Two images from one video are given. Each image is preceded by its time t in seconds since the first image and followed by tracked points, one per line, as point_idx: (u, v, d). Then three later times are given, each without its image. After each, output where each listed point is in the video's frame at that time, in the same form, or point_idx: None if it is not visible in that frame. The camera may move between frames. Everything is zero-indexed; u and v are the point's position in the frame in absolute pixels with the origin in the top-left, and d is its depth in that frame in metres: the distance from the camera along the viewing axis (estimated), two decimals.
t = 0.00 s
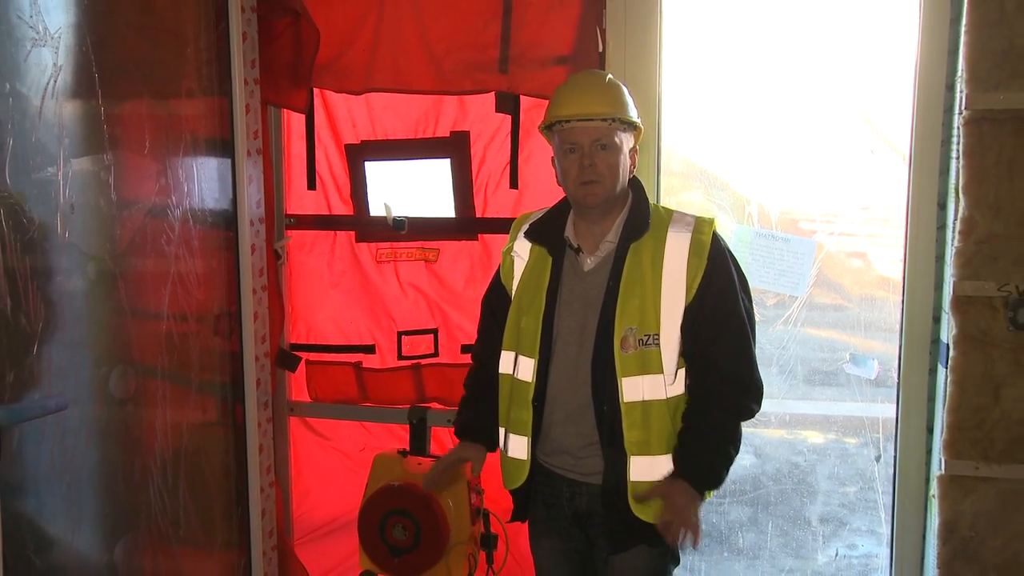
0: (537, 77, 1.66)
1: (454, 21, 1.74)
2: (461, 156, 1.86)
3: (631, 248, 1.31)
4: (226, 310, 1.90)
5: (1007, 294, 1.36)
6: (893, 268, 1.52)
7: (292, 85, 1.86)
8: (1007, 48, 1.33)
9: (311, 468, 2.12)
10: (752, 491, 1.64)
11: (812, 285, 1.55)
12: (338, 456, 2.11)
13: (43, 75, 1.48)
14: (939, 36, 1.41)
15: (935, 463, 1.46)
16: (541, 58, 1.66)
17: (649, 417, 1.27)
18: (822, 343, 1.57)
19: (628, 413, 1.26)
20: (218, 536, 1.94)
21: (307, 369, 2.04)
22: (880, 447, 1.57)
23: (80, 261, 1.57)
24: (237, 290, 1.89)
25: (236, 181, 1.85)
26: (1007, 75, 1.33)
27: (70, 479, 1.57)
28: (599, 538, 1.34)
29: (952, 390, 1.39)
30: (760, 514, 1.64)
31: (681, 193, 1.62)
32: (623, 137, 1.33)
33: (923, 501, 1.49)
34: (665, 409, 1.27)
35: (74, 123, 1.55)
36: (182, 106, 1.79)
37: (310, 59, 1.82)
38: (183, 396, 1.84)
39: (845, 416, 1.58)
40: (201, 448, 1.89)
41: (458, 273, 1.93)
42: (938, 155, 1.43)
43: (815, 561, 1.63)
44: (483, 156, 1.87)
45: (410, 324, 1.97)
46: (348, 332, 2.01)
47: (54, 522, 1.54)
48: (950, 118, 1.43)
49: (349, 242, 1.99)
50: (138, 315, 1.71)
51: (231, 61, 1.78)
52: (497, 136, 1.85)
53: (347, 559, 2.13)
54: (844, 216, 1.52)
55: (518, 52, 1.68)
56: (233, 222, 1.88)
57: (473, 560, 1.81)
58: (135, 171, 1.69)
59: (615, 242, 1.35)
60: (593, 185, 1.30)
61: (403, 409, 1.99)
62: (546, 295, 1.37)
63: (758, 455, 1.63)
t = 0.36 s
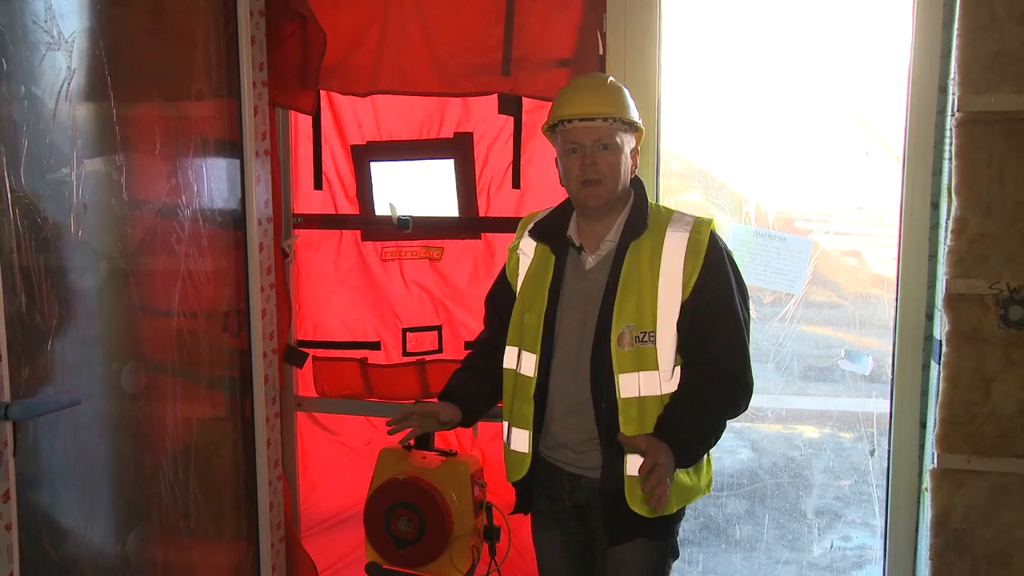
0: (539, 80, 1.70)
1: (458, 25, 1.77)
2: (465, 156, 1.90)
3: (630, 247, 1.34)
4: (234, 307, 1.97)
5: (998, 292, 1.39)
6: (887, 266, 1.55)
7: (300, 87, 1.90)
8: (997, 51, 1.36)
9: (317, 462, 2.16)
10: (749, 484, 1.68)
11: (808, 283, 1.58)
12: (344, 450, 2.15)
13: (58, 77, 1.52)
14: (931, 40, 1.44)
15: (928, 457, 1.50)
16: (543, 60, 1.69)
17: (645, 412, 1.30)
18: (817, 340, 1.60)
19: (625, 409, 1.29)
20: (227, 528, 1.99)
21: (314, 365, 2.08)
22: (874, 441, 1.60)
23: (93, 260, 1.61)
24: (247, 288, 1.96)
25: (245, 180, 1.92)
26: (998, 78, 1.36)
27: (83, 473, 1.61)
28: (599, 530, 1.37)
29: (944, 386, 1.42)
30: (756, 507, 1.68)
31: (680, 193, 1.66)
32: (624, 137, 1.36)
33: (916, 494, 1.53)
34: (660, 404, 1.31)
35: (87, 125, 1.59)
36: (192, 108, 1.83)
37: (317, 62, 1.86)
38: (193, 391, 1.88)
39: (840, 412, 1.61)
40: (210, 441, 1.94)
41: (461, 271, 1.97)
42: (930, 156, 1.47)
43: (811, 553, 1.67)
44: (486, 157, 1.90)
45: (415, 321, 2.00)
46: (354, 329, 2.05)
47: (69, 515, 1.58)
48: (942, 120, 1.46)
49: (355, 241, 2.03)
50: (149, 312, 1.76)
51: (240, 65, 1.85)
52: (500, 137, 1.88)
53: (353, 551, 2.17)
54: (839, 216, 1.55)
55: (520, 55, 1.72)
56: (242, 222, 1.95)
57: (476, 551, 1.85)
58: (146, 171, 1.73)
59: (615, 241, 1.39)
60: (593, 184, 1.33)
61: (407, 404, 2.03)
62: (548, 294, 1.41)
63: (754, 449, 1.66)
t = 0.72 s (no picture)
0: (540, 82, 1.74)
1: (461, 28, 1.81)
2: (468, 157, 1.94)
3: (628, 246, 1.37)
4: (243, 305, 2.01)
5: (989, 290, 1.42)
6: (881, 265, 1.59)
7: (307, 89, 1.94)
8: (988, 55, 1.39)
9: (324, 456, 2.21)
10: (746, 477, 1.71)
11: (803, 282, 1.62)
12: (350, 444, 2.19)
13: (72, 81, 1.56)
14: (924, 44, 1.48)
15: (920, 451, 1.53)
16: (544, 63, 1.73)
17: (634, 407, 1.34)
18: (813, 336, 1.64)
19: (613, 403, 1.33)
20: (237, 519, 2.04)
21: (320, 361, 2.12)
22: (867, 436, 1.64)
23: (106, 258, 1.66)
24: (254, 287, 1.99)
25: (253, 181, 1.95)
26: (988, 81, 1.39)
27: (97, 465, 1.65)
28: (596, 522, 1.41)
29: (936, 382, 1.46)
30: (753, 500, 1.72)
31: (678, 193, 1.69)
32: (586, 155, 1.35)
33: (909, 487, 1.56)
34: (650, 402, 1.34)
35: (100, 127, 1.63)
36: (202, 110, 1.88)
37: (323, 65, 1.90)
38: (202, 386, 1.93)
39: (835, 407, 1.64)
40: (219, 435, 1.99)
41: (465, 269, 2.01)
42: (922, 157, 1.50)
43: (806, 544, 1.71)
44: (489, 157, 1.94)
45: (419, 318, 2.05)
46: (359, 326, 2.10)
47: (83, 506, 1.63)
48: (935, 122, 1.49)
49: (361, 240, 2.08)
50: (160, 309, 1.81)
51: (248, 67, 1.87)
52: (502, 138, 1.92)
53: (359, 543, 2.22)
54: (834, 216, 1.58)
55: (523, 58, 1.75)
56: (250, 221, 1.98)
57: (479, 543, 1.90)
58: (157, 172, 1.78)
59: (615, 241, 1.42)
60: (565, 204, 1.38)
61: (412, 399, 2.07)
62: (551, 291, 1.46)
63: (751, 443, 1.70)
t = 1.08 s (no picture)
0: (543, 82, 1.77)
1: (465, 29, 1.84)
2: (472, 156, 1.96)
3: (618, 247, 1.38)
4: (249, 302, 2.04)
5: (986, 287, 1.44)
6: (879, 263, 1.61)
7: (313, 90, 1.97)
8: (984, 56, 1.41)
9: (330, 451, 2.24)
10: (746, 472, 1.74)
11: (802, 279, 1.64)
12: (355, 439, 2.22)
13: (82, 81, 1.60)
14: (921, 45, 1.50)
15: (917, 446, 1.55)
16: (547, 64, 1.76)
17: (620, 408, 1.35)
18: (812, 333, 1.66)
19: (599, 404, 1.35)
20: (244, 513, 2.07)
21: (326, 358, 2.15)
22: (866, 431, 1.66)
23: (116, 256, 1.69)
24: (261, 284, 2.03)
25: (260, 180, 1.98)
26: (984, 81, 1.41)
27: (106, 459, 1.69)
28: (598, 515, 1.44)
29: (933, 378, 1.48)
30: (753, 494, 1.74)
31: (679, 192, 1.71)
32: (576, 161, 1.39)
33: (906, 482, 1.58)
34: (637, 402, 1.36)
35: (110, 126, 1.66)
36: (209, 110, 1.91)
37: (329, 65, 1.92)
38: (210, 382, 1.96)
39: (833, 402, 1.67)
40: (227, 430, 2.02)
41: (468, 266, 2.03)
42: (920, 156, 1.52)
43: (805, 538, 1.73)
44: (493, 156, 1.97)
45: (424, 315, 2.07)
46: (364, 323, 2.12)
47: (93, 499, 1.65)
48: (932, 121, 1.51)
49: (366, 238, 2.10)
50: (169, 306, 1.84)
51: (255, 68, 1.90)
52: (505, 138, 1.95)
53: (364, 536, 2.24)
54: (832, 214, 1.61)
55: (525, 59, 1.78)
56: (257, 220, 2.01)
57: (483, 537, 1.93)
58: (165, 171, 1.81)
59: (608, 242, 1.42)
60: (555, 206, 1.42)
61: (415, 395, 2.10)
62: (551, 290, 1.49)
63: (751, 439, 1.72)
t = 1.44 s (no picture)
0: (547, 78, 1.77)
1: (469, 25, 1.83)
2: (475, 152, 1.96)
3: (624, 243, 1.38)
4: (254, 298, 2.04)
5: (990, 283, 1.44)
6: (883, 259, 1.61)
7: (316, 85, 1.97)
8: (989, 52, 1.41)
9: (334, 447, 2.24)
10: (750, 469, 1.74)
11: (806, 275, 1.64)
12: (359, 435, 2.22)
13: (86, 77, 1.60)
14: (926, 41, 1.49)
15: (921, 442, 1.55)
16: (551, 60, 1.76)
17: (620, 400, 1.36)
18: (815, 330, 1.66)
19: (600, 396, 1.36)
20: (248, 509, 2.08)
21: (330, 354, 2.15)
22: (870, 428, 1.66)
23: (120, 252, 1.69)
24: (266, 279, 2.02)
25: (264, 176, 1.98)
26: (990, 77, 1.41)
27: (111, 455, 1.69)
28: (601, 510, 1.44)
29: (937, 374, 1.48)
30: (756, 490, 1.74)
31: (683, 188, 1.71)
32: (600, 149, 1.39)
33: (910, 479, 1.58)
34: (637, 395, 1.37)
35: (114, 122, 1.67)
36: (214, 106, 1.91)
37: (333, 61, 1.92)
38: (214, 378, 1.97)
39: (837, 399, 1.67)
40: (231, 426, 2.02)
41: (472, 262, 2.03)
42: (925, 152, 1.52)
43: (808, 534, 1.73)
44: (496, 153, 1.97)
45: (427, 311, 2.07)
46: (368, 318, 2.13)
47: (97, 495, 1.66)
48: (938, 117, 1.51)
49: (370, 234, 2.10)
50: (173, 302, 1.84)
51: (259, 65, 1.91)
52: (509, 134, 1.95)
53: (368, 532, 2.25)
54: (837, 210, 1.60)
55: (529, 55, 1.78)
56: (261, 215, 2.01)
57: (487, 533, 1.94)
58: (170, 167, 1.81)
59: (616, 237, 1.43)
60: (571, 195, 1.42)
61: (419, 391, 2.10)
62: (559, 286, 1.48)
63: (754, 435, 1.72)
